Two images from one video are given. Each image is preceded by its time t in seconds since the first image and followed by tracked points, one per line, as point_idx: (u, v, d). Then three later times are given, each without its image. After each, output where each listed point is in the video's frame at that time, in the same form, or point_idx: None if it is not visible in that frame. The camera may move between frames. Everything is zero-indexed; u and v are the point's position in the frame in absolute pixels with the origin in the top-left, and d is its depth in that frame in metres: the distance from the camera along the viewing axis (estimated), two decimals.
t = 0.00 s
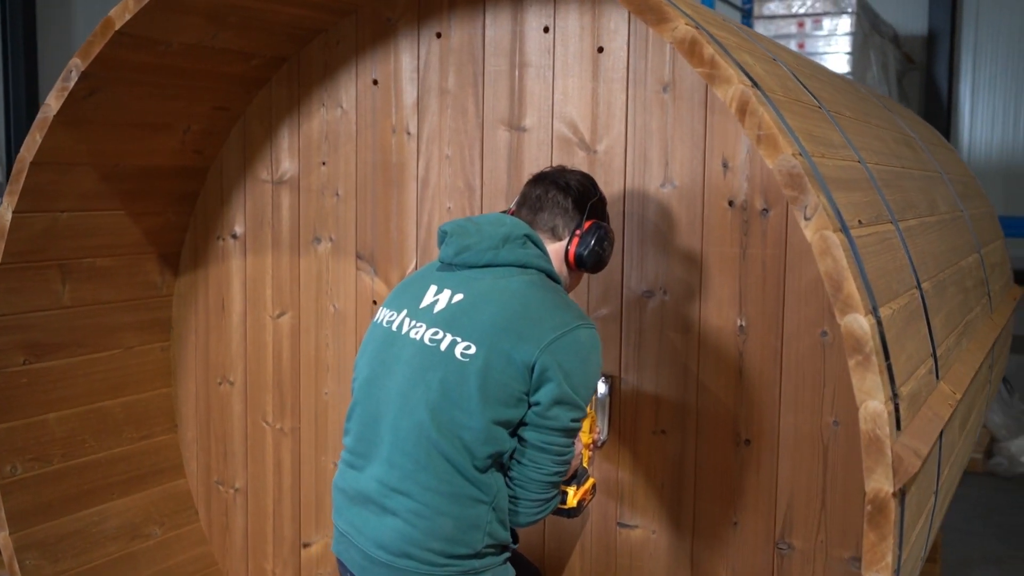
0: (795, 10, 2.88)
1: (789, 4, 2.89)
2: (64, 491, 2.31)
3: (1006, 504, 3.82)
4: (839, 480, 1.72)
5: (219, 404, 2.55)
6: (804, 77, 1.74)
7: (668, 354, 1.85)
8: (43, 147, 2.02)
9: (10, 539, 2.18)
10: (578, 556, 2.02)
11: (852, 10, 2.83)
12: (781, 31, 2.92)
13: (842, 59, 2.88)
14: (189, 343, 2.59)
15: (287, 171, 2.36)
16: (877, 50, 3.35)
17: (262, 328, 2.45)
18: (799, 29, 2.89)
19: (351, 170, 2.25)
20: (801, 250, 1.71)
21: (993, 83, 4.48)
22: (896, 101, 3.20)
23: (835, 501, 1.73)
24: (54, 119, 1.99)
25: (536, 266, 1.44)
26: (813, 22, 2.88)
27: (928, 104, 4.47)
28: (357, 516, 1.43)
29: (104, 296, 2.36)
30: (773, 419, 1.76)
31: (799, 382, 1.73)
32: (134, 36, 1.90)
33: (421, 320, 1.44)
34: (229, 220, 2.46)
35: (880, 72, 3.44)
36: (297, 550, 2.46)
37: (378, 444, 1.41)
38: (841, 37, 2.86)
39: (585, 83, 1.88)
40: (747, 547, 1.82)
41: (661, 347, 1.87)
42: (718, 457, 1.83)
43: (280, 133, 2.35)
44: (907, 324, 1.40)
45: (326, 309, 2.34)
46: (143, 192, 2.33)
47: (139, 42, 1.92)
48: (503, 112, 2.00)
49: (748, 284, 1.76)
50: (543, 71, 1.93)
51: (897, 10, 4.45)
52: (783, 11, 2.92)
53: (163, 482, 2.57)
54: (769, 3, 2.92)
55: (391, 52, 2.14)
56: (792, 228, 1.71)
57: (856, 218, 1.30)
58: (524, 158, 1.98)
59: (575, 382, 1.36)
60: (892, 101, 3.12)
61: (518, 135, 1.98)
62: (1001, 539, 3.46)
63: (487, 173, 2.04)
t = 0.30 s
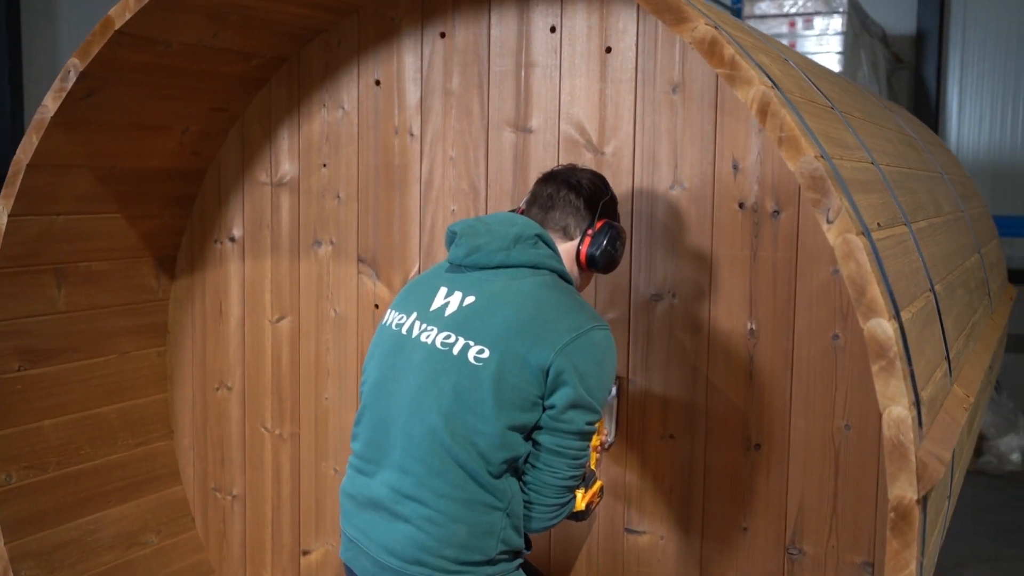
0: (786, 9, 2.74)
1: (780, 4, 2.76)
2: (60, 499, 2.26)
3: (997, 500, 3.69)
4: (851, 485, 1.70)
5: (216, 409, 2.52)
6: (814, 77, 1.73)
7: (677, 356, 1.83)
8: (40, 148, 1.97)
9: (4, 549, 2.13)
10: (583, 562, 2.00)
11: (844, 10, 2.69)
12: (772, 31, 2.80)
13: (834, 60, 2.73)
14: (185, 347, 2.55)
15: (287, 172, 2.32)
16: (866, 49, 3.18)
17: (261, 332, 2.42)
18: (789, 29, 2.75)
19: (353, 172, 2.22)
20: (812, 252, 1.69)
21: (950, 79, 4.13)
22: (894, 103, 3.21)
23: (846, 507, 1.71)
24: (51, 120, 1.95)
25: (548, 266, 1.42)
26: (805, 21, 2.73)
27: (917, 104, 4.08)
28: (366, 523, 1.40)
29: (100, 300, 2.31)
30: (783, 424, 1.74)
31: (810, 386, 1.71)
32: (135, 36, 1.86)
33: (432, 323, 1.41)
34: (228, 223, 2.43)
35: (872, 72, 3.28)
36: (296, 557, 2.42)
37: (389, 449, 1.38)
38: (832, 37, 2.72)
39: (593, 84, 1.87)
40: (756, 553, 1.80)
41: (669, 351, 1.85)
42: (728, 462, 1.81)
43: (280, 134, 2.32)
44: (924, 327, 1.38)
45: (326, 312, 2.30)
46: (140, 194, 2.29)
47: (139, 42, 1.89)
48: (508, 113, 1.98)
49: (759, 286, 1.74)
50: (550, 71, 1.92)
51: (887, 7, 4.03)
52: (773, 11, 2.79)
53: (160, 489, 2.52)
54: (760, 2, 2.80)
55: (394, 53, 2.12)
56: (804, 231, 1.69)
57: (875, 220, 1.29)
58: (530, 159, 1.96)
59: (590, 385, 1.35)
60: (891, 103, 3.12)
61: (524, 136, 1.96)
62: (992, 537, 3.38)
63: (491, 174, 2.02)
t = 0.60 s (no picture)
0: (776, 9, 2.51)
1: (771, 4, 2.54)
2: (55, 508, 2.22)
3: (993, 501, 3.69)
4: (864, 490, 1.69)
5: (214, 415, 2.47)
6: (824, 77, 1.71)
7: (688, 356, 1.81)
8: (36, 149, 1.93)
9: None
10: (592, 566, 1.98)
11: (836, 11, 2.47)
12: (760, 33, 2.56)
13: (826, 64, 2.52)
14: (182, 351, 2.50)
15: (287, 174, 2.29)
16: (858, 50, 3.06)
17: (260, 336, 2.38)
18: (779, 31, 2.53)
19: (355, 173, 2.19)
20: (824, 254, 1.68)
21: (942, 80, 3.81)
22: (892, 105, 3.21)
23: (859, 511, 1.69)
24: (48, 121, 1.91)
25: (560, 265, 1.39)
26: (794, 23, 2.50)
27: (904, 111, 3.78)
28: (379, 529, 1.37)
29: (96, 305, 2.27)
30: (796, 427, 1.73)
31: (822, 390, 1.70)
32: (136, 35, 1.82)
33: (444, 325, 1.38)
34: (226, 225, 2.39)
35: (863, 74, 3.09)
36: (297, 564, 2.39)
37: (401, 454, 1.35)
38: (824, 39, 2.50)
39: (601, 84, 1.85)
40: (769, 558, 1.79)
41: (678, 354, 1.82)
42: (739, 467, 1.79)
43: (280, 135, 2.28)
44: (943, 331, 1.37)
45: (328, 316, 2.27)
46: (137, 196, 2.25)
47: (138, 41, 1.84)
48: (515, 114, 1.96)
49: (771, 288, 1.73)
50: (557, 71, 1.90)
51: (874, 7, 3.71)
52: (764, 11, 2.57)
53: (156, 496, 2.48)
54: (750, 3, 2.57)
55: (398, 52, 2.09)
56: (816, 233, 1.68)
57: (896, 223, 1.27)
58: (537, 160, 1.94)
59: (607, 385, 1.32)
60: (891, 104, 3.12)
61: (531, 137, 1.94)
62: (991, 538, 3.37)
63: (498, 176, 1.99)
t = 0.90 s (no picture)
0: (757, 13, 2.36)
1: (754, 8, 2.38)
2: (50, 517, 2.17)
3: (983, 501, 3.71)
4: (876, 492, 1.68)
5: (211, 420, 2.43)
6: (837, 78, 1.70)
7: (699, 356, 1.81)
8: (34, 150, 1.88)
9: None
10: (601, 569, 1.97)
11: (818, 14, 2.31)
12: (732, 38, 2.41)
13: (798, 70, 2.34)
14: (178, 355, 2.46)
15: (287, 175, 2.25)
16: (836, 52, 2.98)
17: (259, 340, 2.34)
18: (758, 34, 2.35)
19: (358, 174, 2.16)
20: (837, 256, 1.67)
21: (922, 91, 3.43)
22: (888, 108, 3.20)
23: (872, 514, 1.69)
24: (46, 120, 1.86)
25: (577, 265, 1.37)
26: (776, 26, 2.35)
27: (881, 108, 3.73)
28: (395, 536, 1.34)
29: (91, 309, 2.22)
30: (808, 430, 1.73)
31: (834, 392, 1.70)
32: (137, 33, 1.78)
33: (461, 328, 1.35)
34: (223, 227, 2.35)
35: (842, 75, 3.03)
36: (297, 572, 2.35)
37: (418, 459, 1.32)
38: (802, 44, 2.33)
39: (611, 85, 1.83)
40: (780, 561, 1.79)
41: (689, 356, 1.82)
42: (749, 469, 1.79)
43: (279, 135, 2.25)
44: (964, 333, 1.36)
45: (329, 319, 2.24)
46: (134, 198, 2.20)
47: (138, 39, 1.80)
48: (522, 114, 1.94)
49: (783, 290, 1.72)
50: (565, 72, 1.88)
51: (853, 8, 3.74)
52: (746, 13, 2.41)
53: (152, 503, 2.44)
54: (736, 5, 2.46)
55: (401, 52, 2.06)
56: (829, 235, 1.67)
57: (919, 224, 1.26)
58: (544, 161, 1.92)
59: (628, 388, 1.31)
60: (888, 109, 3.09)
61: (538, 137, 1.92)
62: (983, 537, 3.39)
63: (504, 177, 1.97)
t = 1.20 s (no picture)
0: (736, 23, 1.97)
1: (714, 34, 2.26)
2: (45, 527, 2.11)
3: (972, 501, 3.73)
4: (889, 494, 1.68)
5: (207, 425, 2.38)
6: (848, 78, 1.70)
7: (709, 358, 1.80)
8: (31, 149, 1.83)
9: None
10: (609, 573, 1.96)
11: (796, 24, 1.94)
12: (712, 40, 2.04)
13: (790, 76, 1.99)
14: (174, 360, 2.41)
15: (286, 176, 2.21)
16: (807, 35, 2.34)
17: (257, 345, 2.30)
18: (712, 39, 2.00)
19: (360, 175, 2.12)
20: (849, 258, 1.66)
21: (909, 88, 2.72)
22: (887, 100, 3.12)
23: (884, 516, 1.69)
24: (44, 119, 1.81)
25: (595, 264, 1.35)
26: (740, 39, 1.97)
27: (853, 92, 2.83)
28: (416, 542, 1.32)
29: (86, 313, 2.17)
30: (820, 432, 1.72)
31: (847, 393, 1.69)
32: (140, 29, 1.74)
33: (481, 331, 1.33)
34: (220, 229, 2.30)
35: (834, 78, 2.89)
36: None
37: (440, 465, 1.30)
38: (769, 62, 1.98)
39: (620, 85, 1.82)
40: (791, 564, 1.78)
41: (700, 358, 1.81)
42: (760, 471, 1.79)
43: (278, 135, 2.21)
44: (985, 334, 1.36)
45: (330, 322, 2.20)
46: (130, 199, 2.15)
47: (140, 36, 1.76)
48: (529, 114, 1.92)
49: (795, 292, 1.71)
50: (573, 72, 1.86)
51: None
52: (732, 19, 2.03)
53: (147, 511, 2.39)
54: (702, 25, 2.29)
55: (405, 51, 2.03)
56: (841, 236, 1.66)
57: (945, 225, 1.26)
58: (552, 163, 1.90)
59: (652, 388, 1.29)
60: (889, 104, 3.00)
61: (546, 138, 1.90)
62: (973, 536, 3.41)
63: (510, 178, 1.95)
